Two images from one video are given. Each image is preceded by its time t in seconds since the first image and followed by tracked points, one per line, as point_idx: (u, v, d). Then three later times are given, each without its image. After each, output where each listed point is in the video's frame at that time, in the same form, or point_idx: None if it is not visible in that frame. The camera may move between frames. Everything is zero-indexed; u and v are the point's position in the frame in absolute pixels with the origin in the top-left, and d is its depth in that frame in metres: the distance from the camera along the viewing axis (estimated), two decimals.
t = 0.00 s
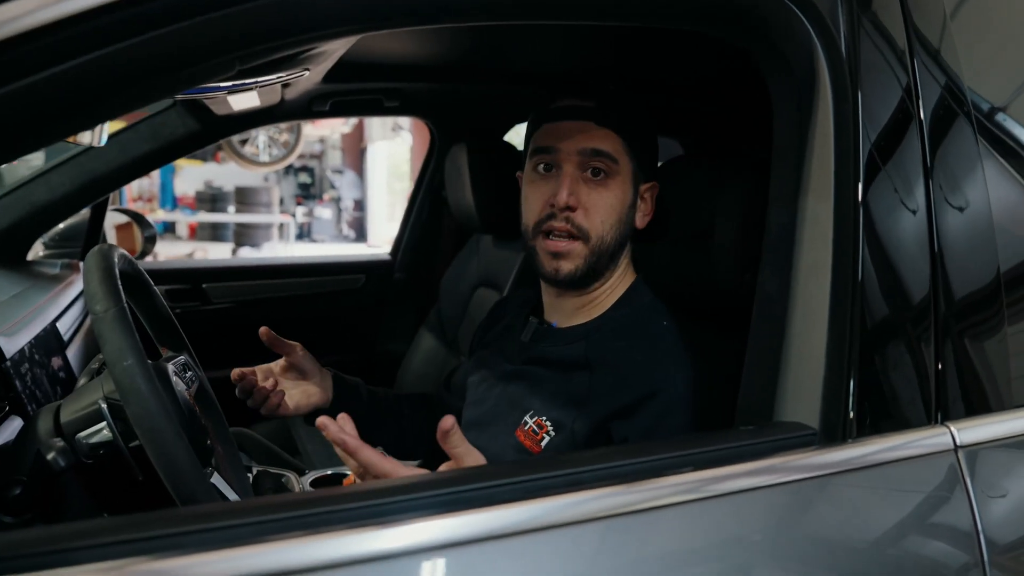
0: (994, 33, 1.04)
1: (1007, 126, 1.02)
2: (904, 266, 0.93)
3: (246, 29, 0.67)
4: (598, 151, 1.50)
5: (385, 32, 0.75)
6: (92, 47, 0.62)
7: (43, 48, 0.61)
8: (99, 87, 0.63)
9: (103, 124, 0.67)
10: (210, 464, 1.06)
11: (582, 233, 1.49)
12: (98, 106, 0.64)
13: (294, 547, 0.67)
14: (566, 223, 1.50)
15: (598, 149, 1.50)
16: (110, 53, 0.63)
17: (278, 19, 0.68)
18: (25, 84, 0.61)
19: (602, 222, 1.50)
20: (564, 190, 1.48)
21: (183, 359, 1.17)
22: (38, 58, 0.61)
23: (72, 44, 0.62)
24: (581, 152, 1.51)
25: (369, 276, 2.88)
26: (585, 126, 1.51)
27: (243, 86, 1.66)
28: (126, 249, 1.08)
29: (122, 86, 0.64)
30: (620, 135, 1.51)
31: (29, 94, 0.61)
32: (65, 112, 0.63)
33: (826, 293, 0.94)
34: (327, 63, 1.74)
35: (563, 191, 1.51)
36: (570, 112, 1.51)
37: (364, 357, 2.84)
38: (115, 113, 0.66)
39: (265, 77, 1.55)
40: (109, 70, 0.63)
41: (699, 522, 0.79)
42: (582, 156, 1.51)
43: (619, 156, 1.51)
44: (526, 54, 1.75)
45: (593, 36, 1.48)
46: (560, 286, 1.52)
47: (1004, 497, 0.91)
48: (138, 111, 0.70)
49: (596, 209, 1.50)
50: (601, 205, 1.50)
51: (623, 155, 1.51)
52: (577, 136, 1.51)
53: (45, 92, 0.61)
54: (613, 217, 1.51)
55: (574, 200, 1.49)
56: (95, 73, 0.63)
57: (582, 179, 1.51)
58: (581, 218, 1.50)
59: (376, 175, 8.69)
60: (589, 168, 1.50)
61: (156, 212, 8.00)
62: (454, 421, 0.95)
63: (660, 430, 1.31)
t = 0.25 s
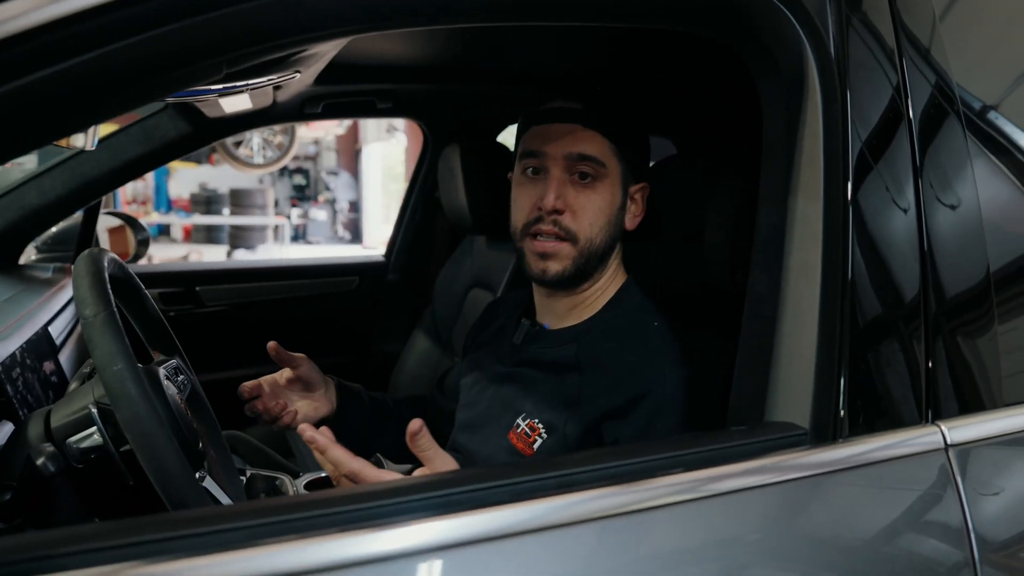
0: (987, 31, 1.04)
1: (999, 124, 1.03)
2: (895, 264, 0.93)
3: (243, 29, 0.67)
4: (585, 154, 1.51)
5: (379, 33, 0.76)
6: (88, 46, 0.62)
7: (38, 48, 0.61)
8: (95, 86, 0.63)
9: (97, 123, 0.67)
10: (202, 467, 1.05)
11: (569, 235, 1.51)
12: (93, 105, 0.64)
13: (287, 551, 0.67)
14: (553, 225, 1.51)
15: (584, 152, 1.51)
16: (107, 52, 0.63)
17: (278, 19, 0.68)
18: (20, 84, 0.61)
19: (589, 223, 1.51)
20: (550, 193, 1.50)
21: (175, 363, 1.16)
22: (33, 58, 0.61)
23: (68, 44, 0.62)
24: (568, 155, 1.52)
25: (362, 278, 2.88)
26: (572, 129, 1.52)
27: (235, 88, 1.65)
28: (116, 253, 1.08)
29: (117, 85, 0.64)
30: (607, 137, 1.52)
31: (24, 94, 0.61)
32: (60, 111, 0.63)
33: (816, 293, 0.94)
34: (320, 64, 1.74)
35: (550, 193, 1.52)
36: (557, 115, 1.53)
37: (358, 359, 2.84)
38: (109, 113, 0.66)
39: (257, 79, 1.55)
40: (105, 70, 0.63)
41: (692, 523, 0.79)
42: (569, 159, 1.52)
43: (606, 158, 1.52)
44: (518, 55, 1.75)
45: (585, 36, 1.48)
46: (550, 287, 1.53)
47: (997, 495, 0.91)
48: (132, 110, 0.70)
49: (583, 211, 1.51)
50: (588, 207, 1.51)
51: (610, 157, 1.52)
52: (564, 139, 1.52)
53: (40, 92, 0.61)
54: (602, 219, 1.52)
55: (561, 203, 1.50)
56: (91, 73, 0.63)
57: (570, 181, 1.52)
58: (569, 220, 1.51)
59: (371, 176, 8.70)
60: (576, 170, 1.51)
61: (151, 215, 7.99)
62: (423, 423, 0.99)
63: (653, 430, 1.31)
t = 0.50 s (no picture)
0: (984, 34, 1.04)
1: (995, 128, 1.03)
2: (890, 267, 0.93)
3: (238, 27, 0.66)
4: (528, 160, 1.57)
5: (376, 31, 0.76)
6: (83, 42, 0.62)
7: (32, 42, 0.61)
8: (88, 82, 0.63)
9: (89, 119, 0.66)
10: (195, 465, 1.05)
11: (516, 239, 1.58)
12: (85, 100, 0.64)
13: (278, 550, 0.66)
14: (502, 230, 1.60)
15: (527, 158, 1.57)
16: (100, 48, 0.62)
17: (274, 16, 0.68)
18: (13, 78, 0.60)
19: (534, 227, 1.57)
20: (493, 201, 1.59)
21: (169, 360, 1.16)
22: (28, 52, 0.61)
23: (63, 39, 0.61)
24: (515, 162, 1.60)
25: (359, 276, 2.88)
26: (518, 137, 1.59)
27: (230, 85, 1.65)
28: (110, 249, 1.08)
29: (110, 81, 0.64)
30: (550, 141, 1.56)
31: (17, 89, 0.61)
32: (53, 106, 0.63)
33: (811, 295, 0.94)
34: (317, 62, 1.74)
35: (500, 200, 1.61)
36: (506, 125, 1.61)
37: (354, 357, 2.84)
38: (101, 109, 0.66)
39: (253, 76, 1.55)
40: (99, 65, 0.63)
41: (685, 524, 0.79)
42: (516, 166, 1.59)
43: (550, 162, 1.56)
44: (516, 54, 1.75)
45: (582, 36, 1.48)
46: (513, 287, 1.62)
47: (989, 498, 0.91)
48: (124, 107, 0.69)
49: (528, 216, 1.57)
50: (533, 211, 1.57)
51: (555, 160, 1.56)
52: (512, 147, 1.60)
53: (34, 87, 0.61)
54: (551, 221, 1.56)
55: (505, 208, 1.59)
56: (85, 68, 0.62)
57: (518, 187, 1.59)
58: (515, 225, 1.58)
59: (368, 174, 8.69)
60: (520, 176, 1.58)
61: (147, 212, 7.97)
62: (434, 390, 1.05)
63: (647, 430, 1.32)
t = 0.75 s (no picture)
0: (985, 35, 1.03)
1: (994, 131, 1.02)
2: (888, 268, 0.93)
3: (238, 17, 0.66)
4: (508, 156, 1.60)
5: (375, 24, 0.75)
6: (81, 29, 0.61)
7: (29, 29, 0.60)
8: (85, 69, 0.62)
9: (87, 107, 0.65)
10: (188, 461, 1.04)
11: (498, 234, 1.61)
12: (81, 88, 0.63)
13: (271, 545, 0.66)
14: (487, 225, 1.64)
15: (508, 153, 1.60)
16: (98, 36, 0.62)
17: (273, 6, 0.67)
18: (10, 65, 0.60)
19: (515, 222, 1.60)
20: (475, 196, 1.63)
21: (163, 356, 1.15)
22: (25, 38, 0.60)
23: (61, 25, 0.61)
24: (498, 158, 1.63)
25: (355, 274, 2.87)
26: (500, 133, 1.62)
27: (227, 80, 1.64)
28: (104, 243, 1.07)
29: (108, 69, 0.63)
30: (528, 136, 1.58)
31: (13, 74, 0.60)
32: (50, 93, 0.62)
33: (809, 294, 0.94)
34: (315, 58, 1.73)
35: (484, 196, 1.64)
36: (489, 122, 1.64)
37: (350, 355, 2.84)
38: (98, 98, 0.65)
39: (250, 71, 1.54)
40: (97, 54, 0.62)
41: (680, 522, 0.78)
42: (498, 162, 1.63)
43: (530, 158, 1.59)
44: (514, 52, 1.75)
45: (581, 34, 1.48)
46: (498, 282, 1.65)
47: (985, 500, 0.91)
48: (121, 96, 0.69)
49: (509, 211, 1.60)
50: (513, 206, 1.60)
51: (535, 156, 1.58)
52: (494, 144, 1.63)
53: (30, 74, 0.60)
54: (531, 217, 1.59)
55: (488, 203, 1.62)
56: (83, 57, 0.62)
57: (500, 183, 1.62)
58: (498, 219, 1.62)
59: (366, 174, 8.68)
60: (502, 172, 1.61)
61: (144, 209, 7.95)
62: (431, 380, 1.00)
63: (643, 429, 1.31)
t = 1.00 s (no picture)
0: (982, 31, 1.03)
1: (991, 128, 1.02)
2: (885, 266, 0.92)
3: (230, 9, 0.66)
4: (501, 153, 1.61)
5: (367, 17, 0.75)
6: (73, 19, 0.61)
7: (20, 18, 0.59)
8: (72, 61, 0.62)
9: (78, 99, 0.65)
10: (180, 459, 1.03)
11: (491, 230, 1.64)
12: (73, 79, 0.63)
13: (263, 542, 0.65)
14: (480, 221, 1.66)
15: (500, 151, 1.62)
16: (90, 27, 0.61)
17: None
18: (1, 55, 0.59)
19: (507, 219, 1.61)
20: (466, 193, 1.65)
21: (156, 353, 1.14)
22: (9, 30, 0.59)
23: (46, 15, 0.60)
24: (489, 155, 1.64)
25: (351, 272, 2.87)
26: (492, 129, 1.63)
27: (221, 77, 1.63)
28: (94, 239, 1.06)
29: (99, 60, 0.63)
30: (521, 135, 1.59)
31: (3, 64, 0.59)
32: (41, 84, 0.62)
33: (805, 291, 0.93)
34: (310, 54, 1.73)
35: (477, 191, 1.66)
36: (481, 117, 1.65)
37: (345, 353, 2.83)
38: (90, 90, 0.65)
39: (244, 67, 1.53)
40: (88, 45, 0.62)
41: (675, 520, 0.78)
42: (489, 158, 1.64)
43: (522, 156, 1.60)
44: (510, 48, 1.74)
45: (577, 30, 1.47)
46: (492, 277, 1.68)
47: (982, 498, 0.91)
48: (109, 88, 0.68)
49: (501, 208, 1.62)
50: (505, 203, 1.61)
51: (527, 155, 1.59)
52: (487, 140, 1.64)
53: (20, 64, 0.60)
54: (523, 214, 1.60)
55: (481, 200, 1.64)
56: (74, 47, 0.61)
57: (493, 179, 1.64)
58: (489, 216, 1.64)
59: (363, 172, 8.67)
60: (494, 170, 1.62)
61: (141, 208, 7.92)
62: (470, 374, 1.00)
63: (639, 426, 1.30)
